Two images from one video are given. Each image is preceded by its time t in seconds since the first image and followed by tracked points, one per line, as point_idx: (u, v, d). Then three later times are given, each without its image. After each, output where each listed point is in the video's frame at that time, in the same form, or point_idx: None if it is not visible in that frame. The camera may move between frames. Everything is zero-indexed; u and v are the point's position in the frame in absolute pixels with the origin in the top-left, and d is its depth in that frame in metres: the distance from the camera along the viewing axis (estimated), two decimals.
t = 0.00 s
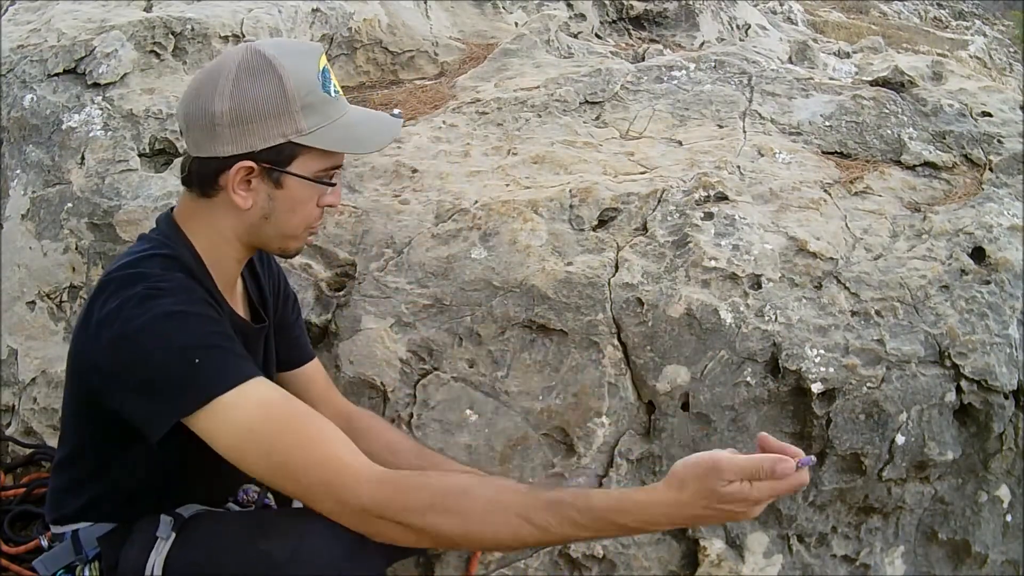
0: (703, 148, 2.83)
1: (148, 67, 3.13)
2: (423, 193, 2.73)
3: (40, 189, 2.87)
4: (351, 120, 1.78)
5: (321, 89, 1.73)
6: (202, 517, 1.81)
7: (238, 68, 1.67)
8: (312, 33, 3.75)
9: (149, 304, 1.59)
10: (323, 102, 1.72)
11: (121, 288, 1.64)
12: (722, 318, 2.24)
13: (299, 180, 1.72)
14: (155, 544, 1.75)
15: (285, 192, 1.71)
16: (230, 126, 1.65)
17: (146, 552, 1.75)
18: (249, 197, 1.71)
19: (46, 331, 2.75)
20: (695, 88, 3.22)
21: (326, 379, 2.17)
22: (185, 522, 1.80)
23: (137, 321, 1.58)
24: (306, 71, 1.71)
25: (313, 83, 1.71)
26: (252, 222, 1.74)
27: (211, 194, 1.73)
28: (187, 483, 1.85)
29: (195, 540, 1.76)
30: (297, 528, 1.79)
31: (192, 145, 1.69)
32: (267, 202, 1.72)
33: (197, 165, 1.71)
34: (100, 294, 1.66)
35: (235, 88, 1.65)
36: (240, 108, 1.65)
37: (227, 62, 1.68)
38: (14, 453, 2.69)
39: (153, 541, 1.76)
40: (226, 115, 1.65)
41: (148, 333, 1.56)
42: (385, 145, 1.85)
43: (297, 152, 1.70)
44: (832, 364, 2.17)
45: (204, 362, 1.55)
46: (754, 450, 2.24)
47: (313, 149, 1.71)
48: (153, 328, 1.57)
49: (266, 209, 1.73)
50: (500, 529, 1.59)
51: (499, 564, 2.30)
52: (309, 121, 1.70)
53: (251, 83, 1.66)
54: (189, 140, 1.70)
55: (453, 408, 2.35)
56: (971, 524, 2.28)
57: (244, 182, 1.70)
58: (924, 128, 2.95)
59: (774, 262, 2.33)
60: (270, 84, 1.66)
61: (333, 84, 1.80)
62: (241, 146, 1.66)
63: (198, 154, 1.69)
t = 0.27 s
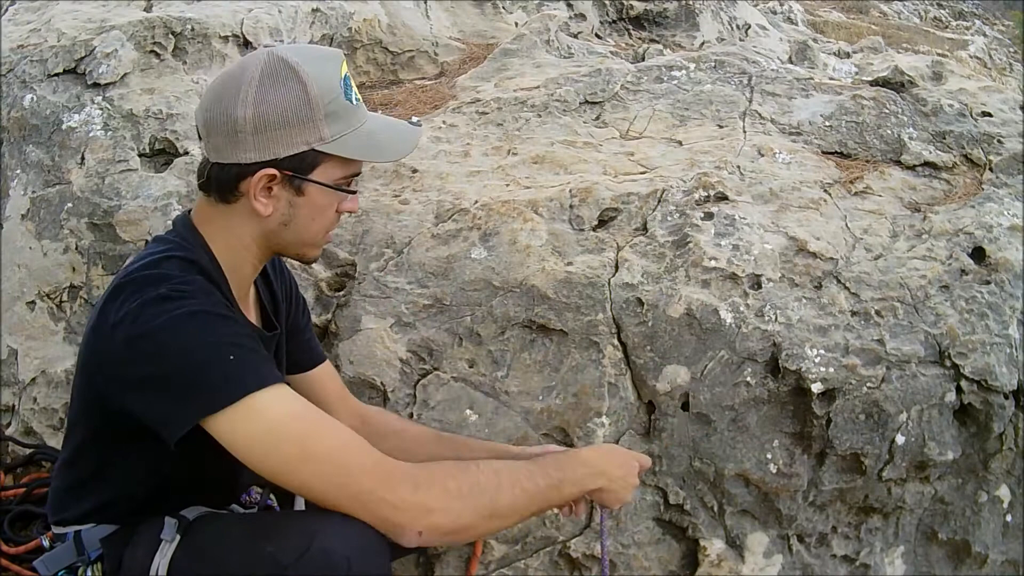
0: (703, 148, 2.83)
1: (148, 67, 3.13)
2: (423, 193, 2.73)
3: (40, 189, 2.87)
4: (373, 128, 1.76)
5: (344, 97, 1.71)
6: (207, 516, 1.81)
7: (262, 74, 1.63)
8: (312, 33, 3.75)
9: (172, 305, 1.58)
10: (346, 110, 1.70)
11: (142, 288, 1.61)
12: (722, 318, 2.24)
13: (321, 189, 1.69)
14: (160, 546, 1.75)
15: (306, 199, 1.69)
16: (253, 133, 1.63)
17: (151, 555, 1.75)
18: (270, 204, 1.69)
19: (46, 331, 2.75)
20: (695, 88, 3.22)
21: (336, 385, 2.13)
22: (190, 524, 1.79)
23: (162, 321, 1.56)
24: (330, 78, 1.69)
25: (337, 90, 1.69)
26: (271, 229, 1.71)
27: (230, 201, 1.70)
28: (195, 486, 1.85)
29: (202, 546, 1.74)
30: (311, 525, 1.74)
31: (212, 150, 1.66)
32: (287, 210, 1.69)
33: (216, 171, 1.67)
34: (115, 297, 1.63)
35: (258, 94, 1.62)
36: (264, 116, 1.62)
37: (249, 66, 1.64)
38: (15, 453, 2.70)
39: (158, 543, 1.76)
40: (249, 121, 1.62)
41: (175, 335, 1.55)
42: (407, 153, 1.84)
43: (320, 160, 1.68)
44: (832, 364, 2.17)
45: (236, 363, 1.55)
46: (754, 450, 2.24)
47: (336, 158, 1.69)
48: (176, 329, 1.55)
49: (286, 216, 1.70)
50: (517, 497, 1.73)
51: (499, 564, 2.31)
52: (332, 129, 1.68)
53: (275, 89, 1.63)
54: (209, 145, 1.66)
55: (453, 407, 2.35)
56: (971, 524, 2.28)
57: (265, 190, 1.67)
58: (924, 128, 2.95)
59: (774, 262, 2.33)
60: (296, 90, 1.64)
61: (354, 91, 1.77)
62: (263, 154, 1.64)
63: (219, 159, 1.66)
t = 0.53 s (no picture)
0: (703, 148, 2.83)
1: (148, 67, 3.13)
2: (423, 193, 2.73)
3: (40, 189, 2.87)
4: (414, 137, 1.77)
5: (387, 105, 1.72)
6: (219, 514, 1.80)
7: (309, 80, 1.63)
8: (312, 33, 3.75)
9: (228, 309, 1.56)
10: (389, 118, 1.71)
11: (191, 286, 1.59)
12: (722, 318, 2.24)
13: (364, 197, 1.70)
14: (191, 543, 1.70)
15: (349, 205, 1.69)
16: (300, 138, 1.62)
17: (182, 551, 1.69)
18: (314, 208, 1.68)
19: (47, 332, 2.75)
20: (695, 88, 3.22)
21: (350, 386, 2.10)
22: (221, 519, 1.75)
23: (218, 326, 1.54)
24: (374, 86, 1.69)
25: (381, 98, 1.69)
26: (312, 232, 1.70)
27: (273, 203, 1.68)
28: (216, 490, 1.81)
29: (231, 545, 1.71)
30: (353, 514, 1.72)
31: (256, 154, 1.65)
32: (331, 215, 1.69)
33: (259, 173, 1.66)
34: (162, 291, 1.60)
35: (306, 100, 1.62)
36: (310, 121, 1.62)
37: (296, 72, 1.64)
38: (15, 453, 2.70)
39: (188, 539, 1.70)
40: (297, 126, 1.62)
41: (231, 341, 1.54)
42: (444, 161, 1.84)
43: (364, 165, 1.68)
44: (832, 364, 2.17)
45: (299, 372, 1.56)
46: (754, 450, 2.24)
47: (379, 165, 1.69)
48: (233, 333, 1.54)
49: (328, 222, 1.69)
50: (552, 511, 1.80)
51: (499, 564, 2.31)
52: (376, 136, 1.68)
53: (322, 95, 1.63)
54: (254, 150, 1.65)
55: (453, 407, 2.35)
56: (971, 524, 2.28)
57: (309, 195, 1.67)
58: (924, 128, 2.95)
59: (774, 262, 2.33)
60: (342, 97, 1.64)
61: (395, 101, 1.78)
62: (309, 159, 1.63)
63: (263, 164, 1.65)
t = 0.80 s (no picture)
0: (704, 148, 2.83)
1: (148, 67, 3.14)
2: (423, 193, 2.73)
3: (39, 189, 2.87)
4: (452, 147, 1.81)
5: (427, 117, 1.76)
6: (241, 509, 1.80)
7: (355, 92, 1.68)
8: (312, 33, 3.75)
9: (298, 314, 1.61)
10: (430, 129, 1.75)
11: (256, 290, 1.62)
12: (722, 318, 2.24)
13: (407, 206, 1.73)
14: (240, 534, 1.74)
15: (392, 214, 1.73)
16: (346, 147, 1.66)
17: (229, 542, 1.73)
18: (360, 217, 1.71)
19: (47, 331, 2.75)
20: (695, 88, 3.22)
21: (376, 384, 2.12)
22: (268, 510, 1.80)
23: (294, 331, 1.60)
24: (416, 98, 1.73)
25: (422, 109, 1.74)
26: (356, 241, 1.73)
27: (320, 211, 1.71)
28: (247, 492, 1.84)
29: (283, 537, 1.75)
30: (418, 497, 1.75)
31: (302, 163, 1.69)
32: (375, 223, 1.72)
33: (304, 183, 1.70)
34: (224, 294, 1.61)
35: (352, 110, 1.67)
36: (356, 131, 1.66)
37: (342, 84, 1.68)
38: (14, 453, 2.70)
39: (237, 529, 1.75)
40: (343, 136, 1.66)
41: (307, 344, 1.60)
42: (482, 171, 1.88)
43: (406, 175, 1.72)
44: (832, 364, 2.17)
45: (374, 373, 1.63)
46: (754, 450, 2.24)
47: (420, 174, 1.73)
48: (309, 338, 1.60)
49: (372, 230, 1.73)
50: (608, 476, 1.90)
51: (499, 564, 2.31)
52: (418, 146, 1.72)
53: (367, 107, 1.67)
54: (300, 160, 1.69)
55: (453, 407, 2.34)
56: (971, 524, 2.28)
57: (355, 204, 1.70)
58: (924, 128, 2.95)
59: (774, 262, 2.33)
60: (389, 110, 1.68)
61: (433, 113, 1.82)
62: (356, 168, 1.67)
63: (309, 173, 1.69)
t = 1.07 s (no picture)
0: (704, 148, 2.83)
1: (148, 67, 3.14)
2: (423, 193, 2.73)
3: (39, 189, 2.87)
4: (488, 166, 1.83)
5: (467, 134, 1.78)
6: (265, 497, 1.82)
7: (399, 106, 1.71)
8: (312, 33, 3.75)
9: (344, 316, 1.65)
10: (469, 147, 1.77)
11: (302, 293, 1.66)
12: (722, 318, 2.24)
13: (440, 221, 1.76)
14: (274, 521, 1.78)
15: (425, 228, 1.76)
16: (386, 158, 1.69)
17: (264, 529, 1.78)
18: (392, 228, 1.75)
19: (46, 331, 2.76)
20: (695, 88, 3.22)
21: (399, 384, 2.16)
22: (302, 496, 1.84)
23: (340, 331, 1.64)
24: (457, 115, 1.76)
25: (463, 127, 1.76)
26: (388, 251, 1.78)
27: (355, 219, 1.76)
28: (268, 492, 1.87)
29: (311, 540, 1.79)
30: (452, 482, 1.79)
31: (341, 168, 1.72)
32: (407, 234, 1.76)
33: (340, 188, 1.73)
34: (270, 296, 1.65)
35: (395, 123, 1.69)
36: (397, 143, 1.69)
37: (387, 97, 1.71)
38: (15, 453, 2.70)
39: (272, 516, 1.79)
40: (384, 146, 1.69)
41: (353, 344, 1.63)
42: (516, 190, 1.90)
43: (442, 190, 1.75)
44: (832, 364, 2.17)
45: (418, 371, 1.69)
46: (754, 450, 2.24)
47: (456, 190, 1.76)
48: (355, 338, 1.64)
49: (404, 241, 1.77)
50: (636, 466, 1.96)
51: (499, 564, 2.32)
52: (457, 161, 1.75)
53: (410, 121, 1.70)
54: (339, 166, 1.72)
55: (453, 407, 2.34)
56: (971, 524, 2.28)
57: (389, 215, 1.74)
58: (924, 128, 2.95)
59: (774, 262, 2.33)
60: (431, 126, 1.71)
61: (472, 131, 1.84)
62: (394, 178, 1.70)
63: (347, 180, 1.72)
